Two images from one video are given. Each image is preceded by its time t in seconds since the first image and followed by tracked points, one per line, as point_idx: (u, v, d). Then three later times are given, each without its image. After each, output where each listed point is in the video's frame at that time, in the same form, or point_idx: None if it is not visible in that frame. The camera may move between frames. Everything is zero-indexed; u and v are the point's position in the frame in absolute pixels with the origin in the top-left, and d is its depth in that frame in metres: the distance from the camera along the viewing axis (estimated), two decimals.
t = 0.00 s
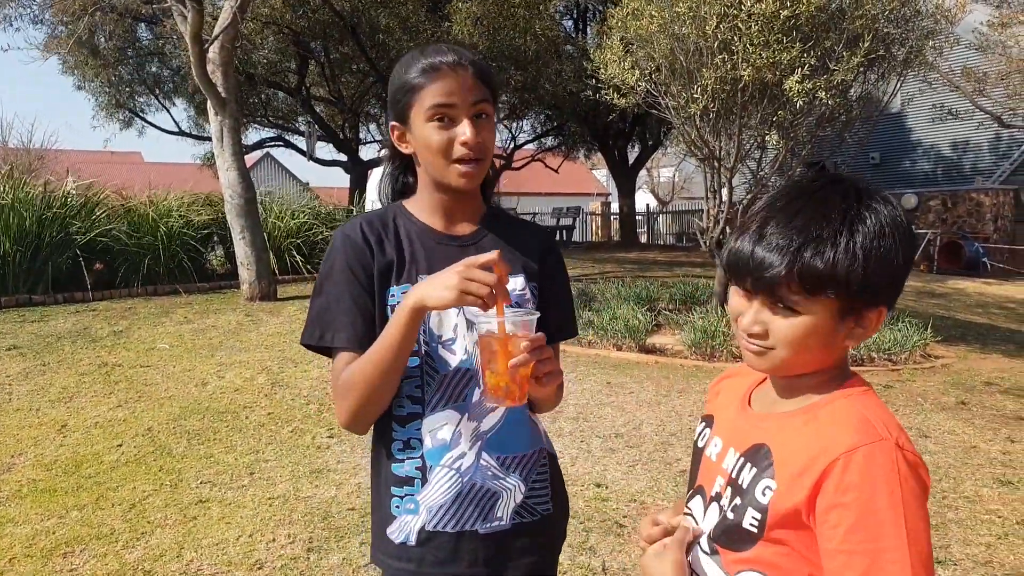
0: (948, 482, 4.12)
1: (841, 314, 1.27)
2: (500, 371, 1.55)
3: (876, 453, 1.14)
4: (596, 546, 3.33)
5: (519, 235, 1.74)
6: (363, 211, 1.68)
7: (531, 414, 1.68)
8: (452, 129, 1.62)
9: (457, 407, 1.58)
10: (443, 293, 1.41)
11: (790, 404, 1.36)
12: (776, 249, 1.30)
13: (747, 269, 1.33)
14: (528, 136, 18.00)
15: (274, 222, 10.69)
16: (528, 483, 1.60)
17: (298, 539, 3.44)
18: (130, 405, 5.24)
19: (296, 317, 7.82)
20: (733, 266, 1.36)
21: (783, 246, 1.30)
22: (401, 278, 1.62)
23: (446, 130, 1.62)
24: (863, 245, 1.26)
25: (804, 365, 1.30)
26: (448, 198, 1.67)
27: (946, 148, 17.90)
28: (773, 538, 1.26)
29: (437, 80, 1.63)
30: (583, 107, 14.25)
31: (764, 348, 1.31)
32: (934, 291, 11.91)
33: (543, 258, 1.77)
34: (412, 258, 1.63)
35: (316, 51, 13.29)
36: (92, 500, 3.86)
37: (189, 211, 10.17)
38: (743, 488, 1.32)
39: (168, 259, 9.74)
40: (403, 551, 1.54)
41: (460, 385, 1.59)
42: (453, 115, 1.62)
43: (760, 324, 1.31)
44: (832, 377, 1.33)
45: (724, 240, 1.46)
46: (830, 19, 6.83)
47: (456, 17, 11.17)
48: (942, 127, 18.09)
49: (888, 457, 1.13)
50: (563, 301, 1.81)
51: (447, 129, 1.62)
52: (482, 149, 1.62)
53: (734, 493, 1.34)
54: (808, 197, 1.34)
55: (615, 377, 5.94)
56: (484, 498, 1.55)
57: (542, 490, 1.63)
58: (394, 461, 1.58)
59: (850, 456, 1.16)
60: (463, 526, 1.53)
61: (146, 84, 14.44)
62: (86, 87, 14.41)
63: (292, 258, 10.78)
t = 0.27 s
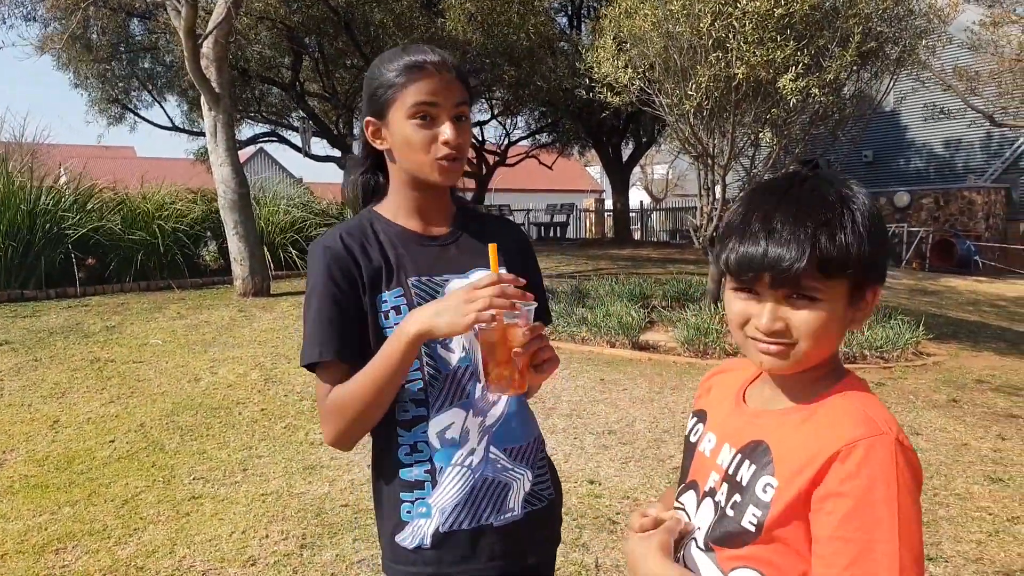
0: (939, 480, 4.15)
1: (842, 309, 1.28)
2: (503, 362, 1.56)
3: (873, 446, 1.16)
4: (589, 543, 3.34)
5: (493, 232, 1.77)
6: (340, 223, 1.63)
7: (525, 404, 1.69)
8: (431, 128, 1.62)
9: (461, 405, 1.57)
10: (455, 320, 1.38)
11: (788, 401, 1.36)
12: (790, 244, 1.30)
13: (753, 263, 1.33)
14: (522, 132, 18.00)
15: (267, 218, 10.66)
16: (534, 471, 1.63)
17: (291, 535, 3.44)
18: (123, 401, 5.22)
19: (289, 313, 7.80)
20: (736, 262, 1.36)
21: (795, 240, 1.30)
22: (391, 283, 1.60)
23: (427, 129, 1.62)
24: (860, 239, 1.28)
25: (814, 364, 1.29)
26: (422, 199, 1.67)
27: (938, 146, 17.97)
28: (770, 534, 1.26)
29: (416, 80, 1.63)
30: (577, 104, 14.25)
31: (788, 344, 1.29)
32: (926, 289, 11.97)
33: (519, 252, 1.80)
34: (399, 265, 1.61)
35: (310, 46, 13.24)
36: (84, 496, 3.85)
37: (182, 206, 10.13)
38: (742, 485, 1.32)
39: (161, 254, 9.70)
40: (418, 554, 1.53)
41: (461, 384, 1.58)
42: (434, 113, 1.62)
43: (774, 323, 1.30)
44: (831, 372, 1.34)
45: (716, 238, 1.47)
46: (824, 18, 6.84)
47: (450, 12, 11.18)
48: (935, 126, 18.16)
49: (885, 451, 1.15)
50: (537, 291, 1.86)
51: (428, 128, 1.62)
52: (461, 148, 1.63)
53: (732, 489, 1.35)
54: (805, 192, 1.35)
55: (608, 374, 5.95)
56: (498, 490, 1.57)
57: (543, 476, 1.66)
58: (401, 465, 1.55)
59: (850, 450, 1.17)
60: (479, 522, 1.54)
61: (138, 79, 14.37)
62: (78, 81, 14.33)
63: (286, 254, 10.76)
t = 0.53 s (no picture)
0: (933, 477, 4.18)
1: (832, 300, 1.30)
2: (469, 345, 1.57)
3: (860, 432, 1.18)
4: (583, 538, 3.36)
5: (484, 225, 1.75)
6: (322, 219, 1.65)
7: (504, 403, 1.69)
8: (392, 113, 1.66)
9: (439, 404, 1.58)
10: (429, 337, 1.41)
11: (782, 396, 1.38)
12: (773, 238, 1.32)
13: (738, 253, 1.36)
14: (519, 129, 18.00)
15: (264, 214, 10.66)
16: (508, 471, 1.64)
17: (287, 529, 3.45)
18: (119, 395, 5.23)
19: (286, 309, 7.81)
20: (722, 259, 1.38)
21: (777, 234, 1.32)
22: (371, 283, 1.60)
23: (389, 114, 1.66)
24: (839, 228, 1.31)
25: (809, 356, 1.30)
26: (401, 189, 1.66)
27: (935, 146, 18.00)
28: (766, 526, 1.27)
29: (381, 65, 1.68)
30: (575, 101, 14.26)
31: (782, 338, 1.30)
32: (921, 288, 12.01)
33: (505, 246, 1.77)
34: (380, 265, 1.61)
35: (307, 42, 13.23)
36: (81, 489, 3.86)
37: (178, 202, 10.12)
38: (738, 479, 1.34)
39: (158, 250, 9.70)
40: (391, 545, 1.55)
41: (439, 383, 1.59)
42: (395, 99, 1.67)
43: (772, 314, 1.31)
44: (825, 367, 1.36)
45: (701, 237, 1.49)
46: (822, 16, 6.85)
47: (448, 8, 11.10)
48: (932, 125, 18.19)
49: (872, 437, 1.17)
50: (526, 289, 1.83)
51: (389, 114, 1.66)
52: (423, 134, 1.65)
53: (728, 484, 1.36)
54: (786, 187, 1.39)
55: (604, 371, 5.97)
56: (471, 489, 1.57)
57: (517, 475, 1.67)
58: (379, 458, 1.57)
59: (838, 435, 1.20)
60: (452, 518, 1.55)
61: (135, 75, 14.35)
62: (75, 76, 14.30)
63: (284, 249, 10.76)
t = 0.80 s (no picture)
0: (930, 469, 4.20)
1: (821, 290, 1.31)
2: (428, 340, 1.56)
3: (840, 421, 1.20)
4: (580, 530, 3.38)
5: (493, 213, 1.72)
6: (321, 183, 1.69)
7: (476, 402, 1.64)
8: (405, 88, 1.66)
9: (396, 387, 1.58)
10: (382, 339, 1.47)
11: (772, 386, 1.39)
12: (745, 236, 1.33)
13: (717, 247, 1.36)
14: (517, 122, 17.97)
15: (261, 207, 10.65)
16: (451, 472, 1.58)
17: (286, 522, 3.46)
18: (117, 387, 5.23)
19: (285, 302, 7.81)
20: (699, 260, 1.40)
21: (749, 232, 1.33)
22: (348, 258, 1.62)
23: (401, 89, 1.66)
24: (828, 217, 1.32)
25: (794, 346, 1.31)
26: (405, 169, 1.66)
27: (934, 139, 17.98)
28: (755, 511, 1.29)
29: (399, 38, 1.68)
30: (574, 94, 14.23)
31: (764, 336, 1.31)
32: (919, 282, 12.03)
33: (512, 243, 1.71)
34: (361, 240, 1.62)
35: (305, 34, 13.17)
36: (80, 481, 3.87)
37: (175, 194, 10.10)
38: (730, 466, 1.35)
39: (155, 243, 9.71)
40: (321, 507, 1.56)
41: (401, 368, 1.59)
42: (408, 74, 1.66)
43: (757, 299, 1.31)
44: (821, 360, 1.36)
45: (692, 229, 1.51)
46: (820, 9, 6.83)
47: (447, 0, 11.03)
48: (930, 118, 18.18)
49: (851, 427, 1.20)
50: (529, 290, 1.76)
51: (401, 88, 1.65)
52: (433, 116, 1.64)
53: (721, 472, 1.37)
54: (775, 177, 1.40)
55: (601, 364, 5.98)
56: (402, 475, 1.55)
57: (465, 478, 1.60)
58: (328, 422, 1.60)
59: (819, 423, 1.22)
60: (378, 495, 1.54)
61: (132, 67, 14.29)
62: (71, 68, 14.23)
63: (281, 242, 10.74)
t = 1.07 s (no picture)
0: (933, 466, 4.20)
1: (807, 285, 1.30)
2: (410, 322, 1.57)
3: (834, 423, 1.20)
4: (582, 524, 3.39)
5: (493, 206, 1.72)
6: (320, 170, 1.71)
7: (464, 398, 1.65)
8: (420, 75, 1.66)
9: (384, 376, 1.60)
10: (357, 313, 1.49)
11: (765, 379, 1.40)
12: (687, 250, 1.38)
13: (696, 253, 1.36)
14: (521, 117, 17.95)
15: (266, 201, 10.68)
16: (437, 466, 1.58)
17: (289, 513, 3.49)
18: (122, 379, 5.27)
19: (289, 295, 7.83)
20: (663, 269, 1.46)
21: (689, 248, 1.37)
22: (341, 245, 1.64)
23: (417, 76, 1.66)
24: (807, 211, 1.31)
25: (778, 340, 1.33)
26: (406, 155, 1.67)
27: (939, 135, 17.91)
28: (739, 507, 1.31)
29: (412, 26, 1.68)
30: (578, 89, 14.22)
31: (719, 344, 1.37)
32: (924, 278, 12.00)
33: (511, 240, 1.72)
34: (354, 228, 1.64)
35: (309, 28, 13.18)
36: (86, 471, 3.90)
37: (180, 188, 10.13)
38: (720, 458, 1.38)
39: (160, 237, 9.80)
40: (306, 492, 1.58)
41: (388, 357, 1.60)
42: (425, 61, 1.67)
43: (727, 294, 1.32)
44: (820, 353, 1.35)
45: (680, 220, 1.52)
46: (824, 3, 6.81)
47: None
48: (936, 114, 18.11)
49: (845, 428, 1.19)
50: (526, 289, 1.76)
51: (416, 76, 1.66)
52: (448, 103, 1.65)
53: (711, 463, 1.40)
54: (758, 173, 1.38)
55: (603, 358, 5.99)
56: (388, 467, 1.56)
57: (453, 473, 1.60)
58: (317, 408, 1.62)
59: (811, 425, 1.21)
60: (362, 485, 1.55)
61: (137, 61, 14.32)
62: (76, 62, 14.27)
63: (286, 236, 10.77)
